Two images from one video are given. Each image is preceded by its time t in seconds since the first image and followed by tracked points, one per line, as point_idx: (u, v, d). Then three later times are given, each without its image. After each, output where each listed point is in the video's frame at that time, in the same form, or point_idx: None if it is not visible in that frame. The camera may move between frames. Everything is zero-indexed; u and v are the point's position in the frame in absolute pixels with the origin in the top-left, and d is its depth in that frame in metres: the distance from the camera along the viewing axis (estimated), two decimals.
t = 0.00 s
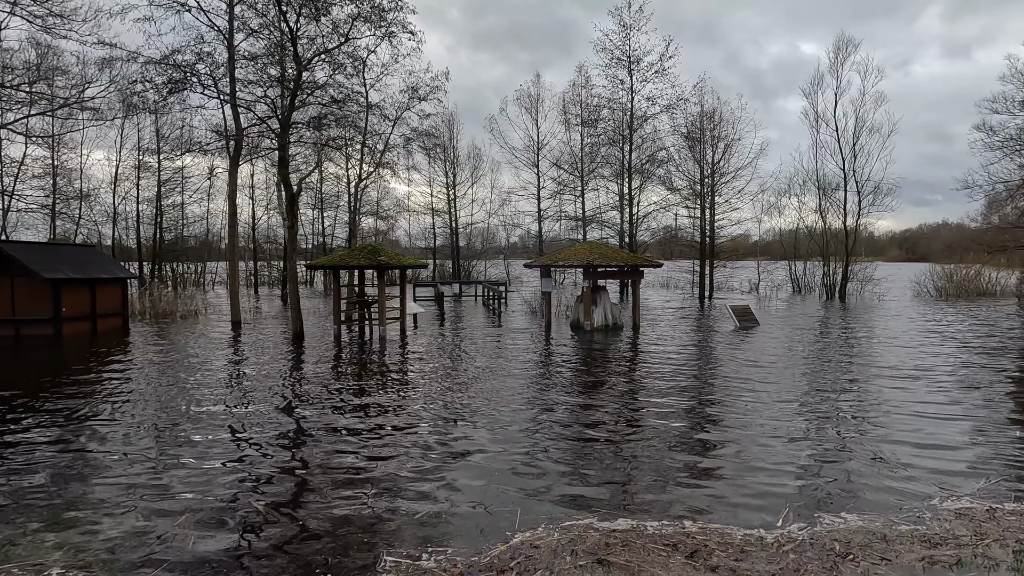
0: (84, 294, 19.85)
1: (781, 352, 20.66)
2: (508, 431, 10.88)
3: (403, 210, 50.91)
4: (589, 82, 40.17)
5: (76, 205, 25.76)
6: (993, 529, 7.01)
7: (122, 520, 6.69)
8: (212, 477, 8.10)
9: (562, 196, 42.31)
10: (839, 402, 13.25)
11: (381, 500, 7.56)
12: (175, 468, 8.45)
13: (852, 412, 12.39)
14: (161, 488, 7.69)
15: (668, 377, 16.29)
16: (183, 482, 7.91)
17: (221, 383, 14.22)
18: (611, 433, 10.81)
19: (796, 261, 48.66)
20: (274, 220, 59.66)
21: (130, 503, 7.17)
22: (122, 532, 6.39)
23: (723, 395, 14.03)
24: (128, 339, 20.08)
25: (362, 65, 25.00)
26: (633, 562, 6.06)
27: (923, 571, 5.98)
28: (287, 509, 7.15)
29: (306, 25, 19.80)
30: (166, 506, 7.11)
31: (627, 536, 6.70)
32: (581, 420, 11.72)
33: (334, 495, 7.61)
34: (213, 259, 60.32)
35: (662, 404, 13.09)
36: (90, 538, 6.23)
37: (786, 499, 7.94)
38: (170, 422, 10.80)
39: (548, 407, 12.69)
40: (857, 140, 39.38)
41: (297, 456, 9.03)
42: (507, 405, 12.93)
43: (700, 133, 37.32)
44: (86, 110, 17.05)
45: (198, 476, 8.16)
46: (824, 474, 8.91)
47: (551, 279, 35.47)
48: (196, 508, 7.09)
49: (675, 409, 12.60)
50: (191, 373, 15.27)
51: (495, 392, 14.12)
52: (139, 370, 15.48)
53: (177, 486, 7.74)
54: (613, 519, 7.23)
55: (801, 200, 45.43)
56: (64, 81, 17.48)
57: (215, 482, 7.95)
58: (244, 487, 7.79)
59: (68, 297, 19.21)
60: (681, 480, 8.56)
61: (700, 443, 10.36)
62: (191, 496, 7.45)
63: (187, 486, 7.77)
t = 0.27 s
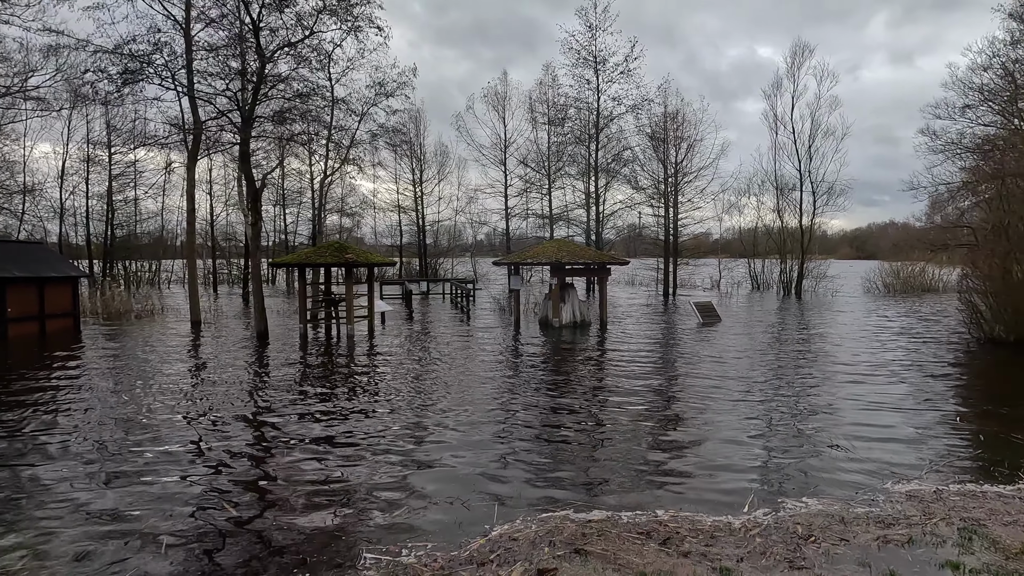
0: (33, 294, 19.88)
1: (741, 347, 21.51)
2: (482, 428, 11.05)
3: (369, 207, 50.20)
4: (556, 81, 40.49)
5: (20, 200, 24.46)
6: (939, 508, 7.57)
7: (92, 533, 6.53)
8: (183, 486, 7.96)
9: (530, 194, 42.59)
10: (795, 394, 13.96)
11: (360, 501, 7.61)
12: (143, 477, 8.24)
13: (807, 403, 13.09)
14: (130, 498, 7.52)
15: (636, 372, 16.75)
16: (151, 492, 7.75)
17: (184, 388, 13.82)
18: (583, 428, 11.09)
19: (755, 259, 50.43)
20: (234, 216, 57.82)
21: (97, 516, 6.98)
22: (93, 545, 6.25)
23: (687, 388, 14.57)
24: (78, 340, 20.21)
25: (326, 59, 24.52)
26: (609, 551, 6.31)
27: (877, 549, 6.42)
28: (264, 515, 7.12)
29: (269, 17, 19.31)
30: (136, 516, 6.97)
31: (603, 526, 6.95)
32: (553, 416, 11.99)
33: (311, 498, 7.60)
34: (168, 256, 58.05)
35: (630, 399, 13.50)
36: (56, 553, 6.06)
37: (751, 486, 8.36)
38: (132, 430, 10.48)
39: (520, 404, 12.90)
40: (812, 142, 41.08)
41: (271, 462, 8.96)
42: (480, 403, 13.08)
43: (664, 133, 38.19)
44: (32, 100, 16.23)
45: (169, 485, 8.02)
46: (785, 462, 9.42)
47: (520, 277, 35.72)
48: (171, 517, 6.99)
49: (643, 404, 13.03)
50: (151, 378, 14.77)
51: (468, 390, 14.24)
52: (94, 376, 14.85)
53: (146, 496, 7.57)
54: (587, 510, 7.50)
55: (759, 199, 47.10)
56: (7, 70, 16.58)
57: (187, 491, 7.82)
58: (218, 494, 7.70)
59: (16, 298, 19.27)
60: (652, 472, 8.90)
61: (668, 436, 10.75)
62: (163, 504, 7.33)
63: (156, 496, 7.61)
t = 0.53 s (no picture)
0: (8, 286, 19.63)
1: (724, 336, 22.07)
2: (474, 419, 11.33)
3: (353, 197, 49.74)
4: (541, 70, 40.38)
5: None
6: (914, 489, 8.01)
7: (98, 530, 6.64)
8: (183, 481, 8.08)
9: (515, 184, 42.65)
10: (775, 383, 14.49)
11: (361, 492, 7.83)
12: (141, 474, 8.33)
13: (787, 391, 13.61)
14: (129, 496, 7.62)
15: (622, 362, 17.17)
16: (154, 487, 7.88)
17: (173, 383, 13.80)
18: (572, 418, 11.44)
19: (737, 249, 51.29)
20: (213, 206, 56.76)
21: (100, 513, 7.09)
22: (99, 543, 6.36)
23: (672, 378, 15.01)
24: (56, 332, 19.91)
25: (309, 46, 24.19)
26: (603, 534, 6.62)
27: (856, 528, 6.80)
28: (267, 508, 7.30)
29: (251, 2, 18.98)
30: (140, 512, 7.09)
31: (596, 510, 7.27)
32: (543, 406, 12.31)
33: (313, 491, 7.81)
34: (147, 246, 56.98)
35: (618, 389, 13.88)
36: (63, 552, 6.17)
37: (736, 471, 8.76)
38: (127, 426, 10.54)
39: (511, 394, 13.17)
40: (793, 134, 41.73)
41: (269, 456, 9.11)
42: (471, 394, 13.35)
43: (648, 125, 38.48)
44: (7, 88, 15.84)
45: (169, 481, 8.13)
46: (768, 447, 9.85)
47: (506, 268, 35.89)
48: (174, 513, 7.13)
49: (630, 393, 13.43)
50: (138, 373, 14.69)
51: (458, 381, 14.46)
52: (80, 371, 14.72)
53: (147, 493, 7.68)
54: (581, 496, 7.81)
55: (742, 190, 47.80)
56: None
57: (187, 487, 7.95)
58: (220, 489, 7.87)
59: None
60: (641, 459, 9.27)
61: (654, 424, 11.16)
62: (165, 500, 7.45)
63: (158, 491, 7.73)
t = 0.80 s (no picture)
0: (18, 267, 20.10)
1: (725, 317, 22.43)
2: (482, 398, 11.81)
3: (357, 177, 49.74)
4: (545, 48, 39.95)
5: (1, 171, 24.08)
6: (908, 464, 8.42)
7: (137, 503, 7.14)
8: (212, 457, 8.58)
9: (519, 165, 42.61)
10: (774, 363, 14.89)
11: (379, 467, 8.34)
12: (173, 450, 8.87)
13: (785, 372, 14.04)
14: (164, 470, 8.16)
15: (625, 343, 17.57)
16: (186, 463, 8.41)
17: (190, 363, 14.29)
18: (577, 398, 11.91)
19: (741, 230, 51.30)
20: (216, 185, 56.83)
21: (137, 487, 7.59)
22: (139, 514, 6.86)
23: (673, 359, 15.43)
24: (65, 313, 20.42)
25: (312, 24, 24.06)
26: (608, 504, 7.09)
27: (851, 500, 7.22)
28: (293, 482, 7.80)
29: None
30: (174, 486, 7.59)
31: (601, 483, 7.75)
32: (549, 386, 12.77)
33: (335, 466, 8.33)
34: (152, 226, 57.28)
35: (621, 369, 14.32)
36: (108, 523, 6.67)
37: (734, 447, 9.21)
38: (153, 405, 11.08)
39: (517, 375, 13.62)
40: (800, 113, 41.33)
41: (290, 434, 9.61)
42: (478, 373, 13.82)
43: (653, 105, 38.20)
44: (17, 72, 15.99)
45: (199, 457, 8.66)
46: (766, 425, 10.30)
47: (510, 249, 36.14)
48: (206, 487, 7.63)
49: (632, 374, 13.87)
50: (155, 354, 15.19)
51: (466, 361, 14.92)
52: (99, 352, 15.19)
53: (179, 468, 8.18)
54: (587, 470, 8.27)
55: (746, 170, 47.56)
56: None
57: (217, 462, 8.48)
58: (248, 464, 8.39)
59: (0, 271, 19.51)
60: (643, 436, 9.74)
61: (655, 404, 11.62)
62: (196, 475, 7.95)
63: (188, 467, 8.23)
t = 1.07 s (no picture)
0: (33, 243, 20.74)
1: (729, 296, 22.78)
2: (491, 373, 12.38)
3: (364, 154, 49.85)
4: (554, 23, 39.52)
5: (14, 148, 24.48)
6: (905, 434, 8.91)
7: (179, 465, 7.79)
8: (241, 426, 9.20)
9: (527, 142, 42.57)
10: (775, 341, 15.34)
11: (399, 434, 8.95)
12: (206, 418, 9.54)
13: (786, 349, 14.47)
14: (201, 435, 8.82)
15: (629, 321, 18.04)
16: (219, 429, 9.06)
17: (211, 339, 14.95)
18: (583, 373, 12.45)
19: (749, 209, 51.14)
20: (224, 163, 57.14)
21: (177, 451, 8.24)
22: (182, 475, 7.50)
23: (676, 336, 15.89)
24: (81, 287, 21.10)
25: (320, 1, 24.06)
26: (613, 468, 7.65)
27: (848, 466, 7.71)
28: (321, 447, 8.42)
29: None
30: (210, 451, 8.21)
31: (606, 448, 8.31)
32: (555, 362, 13.32)
33: (358, 433, 8.94)
34: (161, 203, 57.85)
35: (626, 347, 14.82)
36: (155, 482, 7.31)
37: (734, 419, 9.72)
38: (181, 377, 11.74)
39: (525, 351, 14.17)
40: (811, 90, 40.84)
41: (314, 404, 10.24)
42: (487, 350, 14.38)
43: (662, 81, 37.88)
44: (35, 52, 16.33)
45: (230, 424, 9.30)
46: (765, 399, 10.80)
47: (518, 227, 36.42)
48: (240, 452, 8.26)
49: (637, 351, 14.38)
50: (177, 329, 15.86)
51: (475, 338, 15.48)
52: (124, 327, 15.88)
53: (212, 435, 8.81)
54: (593, 438, 8.84)
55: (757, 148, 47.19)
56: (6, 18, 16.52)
57: (247, 429, 9.12)
58: (276, 431, 9.03)
59: (17, 246, 20.15)
60: (646, 408, 10.28)
61: (658, 379, 12.13)
62: (230, 441, 8.58)
63: (221, 434, 8.86)
